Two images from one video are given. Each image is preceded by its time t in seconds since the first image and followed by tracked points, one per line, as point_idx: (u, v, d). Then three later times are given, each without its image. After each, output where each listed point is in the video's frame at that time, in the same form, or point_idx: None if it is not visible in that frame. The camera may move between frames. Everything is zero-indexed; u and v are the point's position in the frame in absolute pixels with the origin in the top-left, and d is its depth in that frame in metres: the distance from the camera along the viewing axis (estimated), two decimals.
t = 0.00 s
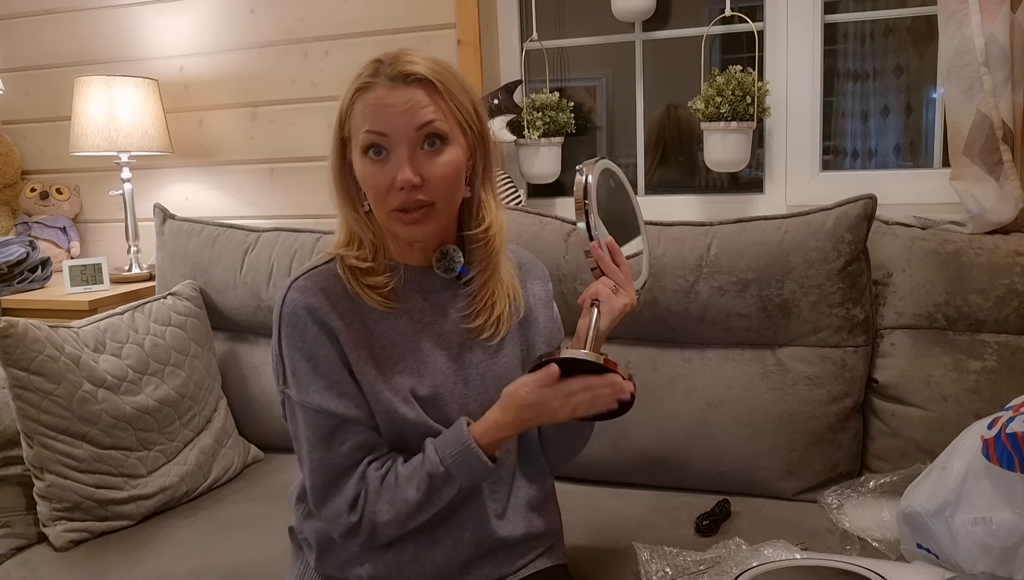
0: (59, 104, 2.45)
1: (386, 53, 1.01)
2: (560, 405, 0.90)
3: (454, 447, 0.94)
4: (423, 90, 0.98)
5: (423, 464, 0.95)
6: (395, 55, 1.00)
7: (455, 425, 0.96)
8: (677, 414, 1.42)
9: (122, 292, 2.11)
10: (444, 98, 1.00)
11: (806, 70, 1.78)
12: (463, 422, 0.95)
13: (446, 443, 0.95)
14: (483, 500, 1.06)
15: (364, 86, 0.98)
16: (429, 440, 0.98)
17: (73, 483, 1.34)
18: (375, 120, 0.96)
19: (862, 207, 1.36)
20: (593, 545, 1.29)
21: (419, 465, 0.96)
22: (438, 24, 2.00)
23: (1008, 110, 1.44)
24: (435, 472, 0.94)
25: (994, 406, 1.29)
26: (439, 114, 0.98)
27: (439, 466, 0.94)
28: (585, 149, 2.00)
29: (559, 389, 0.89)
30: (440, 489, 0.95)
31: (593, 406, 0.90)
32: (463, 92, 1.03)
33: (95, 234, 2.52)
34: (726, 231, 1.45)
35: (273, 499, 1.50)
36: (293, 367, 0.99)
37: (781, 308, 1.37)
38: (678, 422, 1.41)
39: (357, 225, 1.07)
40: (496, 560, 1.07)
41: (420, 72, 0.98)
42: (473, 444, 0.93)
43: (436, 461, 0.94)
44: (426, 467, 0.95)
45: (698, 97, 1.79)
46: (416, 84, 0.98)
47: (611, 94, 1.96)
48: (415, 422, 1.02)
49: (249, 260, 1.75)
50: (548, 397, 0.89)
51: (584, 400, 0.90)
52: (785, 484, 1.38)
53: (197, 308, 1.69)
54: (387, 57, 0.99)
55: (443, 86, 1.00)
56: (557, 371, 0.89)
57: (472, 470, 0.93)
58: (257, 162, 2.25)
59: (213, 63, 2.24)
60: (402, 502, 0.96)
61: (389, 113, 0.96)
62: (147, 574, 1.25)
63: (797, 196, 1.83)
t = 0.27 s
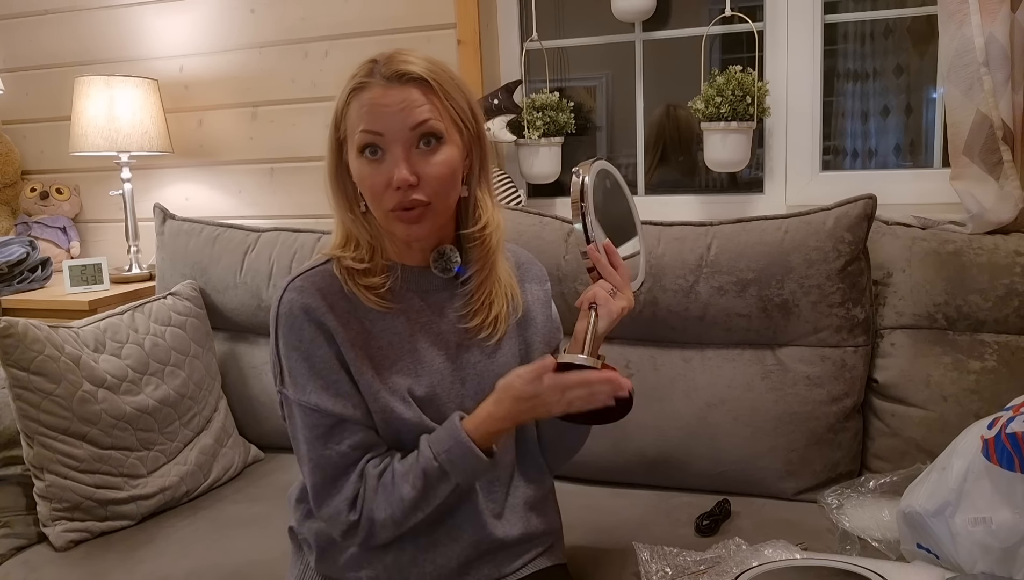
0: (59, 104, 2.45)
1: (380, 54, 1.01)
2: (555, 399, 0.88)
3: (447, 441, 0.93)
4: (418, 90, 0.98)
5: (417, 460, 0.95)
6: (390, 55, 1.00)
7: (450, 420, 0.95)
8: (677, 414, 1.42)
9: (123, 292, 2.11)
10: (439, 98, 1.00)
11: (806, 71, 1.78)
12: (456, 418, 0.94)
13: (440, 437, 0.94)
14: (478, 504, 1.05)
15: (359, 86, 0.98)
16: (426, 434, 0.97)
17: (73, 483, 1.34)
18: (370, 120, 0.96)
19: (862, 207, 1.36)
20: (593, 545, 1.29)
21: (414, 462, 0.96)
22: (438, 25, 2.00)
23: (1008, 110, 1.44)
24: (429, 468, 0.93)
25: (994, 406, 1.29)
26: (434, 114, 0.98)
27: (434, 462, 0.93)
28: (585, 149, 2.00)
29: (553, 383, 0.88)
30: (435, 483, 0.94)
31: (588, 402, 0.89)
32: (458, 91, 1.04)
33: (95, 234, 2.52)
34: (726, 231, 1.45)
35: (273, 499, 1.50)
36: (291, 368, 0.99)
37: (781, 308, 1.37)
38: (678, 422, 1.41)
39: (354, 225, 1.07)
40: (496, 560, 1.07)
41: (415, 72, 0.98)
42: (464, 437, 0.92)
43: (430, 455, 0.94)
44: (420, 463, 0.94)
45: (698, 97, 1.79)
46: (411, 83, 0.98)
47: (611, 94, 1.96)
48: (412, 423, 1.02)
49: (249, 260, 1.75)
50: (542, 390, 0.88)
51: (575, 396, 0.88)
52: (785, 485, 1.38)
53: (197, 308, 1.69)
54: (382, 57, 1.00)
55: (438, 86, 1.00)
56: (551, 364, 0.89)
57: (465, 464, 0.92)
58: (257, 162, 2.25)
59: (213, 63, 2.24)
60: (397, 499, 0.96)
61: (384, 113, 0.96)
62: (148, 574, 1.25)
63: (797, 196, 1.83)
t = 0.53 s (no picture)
0: (59, 104, 2.45)
1: (380, 54, 1.01)
2: (564, 443, 0.87)
3: (450, 465, 0.93)
4: (416, 92, 0.97)
5: (418, 478, 0.95)
6: (390, 56, 1.00)
7: (454, 441, 0.95)
8: (677, 414, 1.42)
9: (123, 292, 2.11)
10: (438, 99, 1.00)
11: (806, 71, 1.78)
12: (462, 443, 0.94)
13: (442, 459, 0.94)
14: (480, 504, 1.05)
15: (358, 87, 0.98)
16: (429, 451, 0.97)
17: (73, 483, 1.34)
18: (368, 122, 0.96)
19: (862, 207, 1.36)
20: (593, 545, 1.29)
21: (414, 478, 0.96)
22: (438, 25, 2.00)
23: (1008, 110, 1.44)
24: (430, 488, 0.94)
25: (994, 406, 1.29)
26: (432, 116, 0.98)
27: (436, 484, 0.94)
28: (585, 149, 2.00)
29: (563, 426, 0.87)
30: (435, 503, 0.95)
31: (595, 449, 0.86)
32: (457, 92, 1.03)
33: (95, 234, 2.52)
34: (726, 231, 1.45)
35: (273, 499, 1.50)
36: (288, 371, 0.99)
37: (781, 308, 1.37)
38: (678, 421, 1.41)
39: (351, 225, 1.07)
40: (495, 560, 1.07)
41: (413, 73, 0.98)
42: (470, 466, 0.92)
43: (431, 477, 0.94)
44: (421, 482, 0.94)
45: (698, 97, 1.79)
46: (410, 85, 0.98)
47: (611, 94, 1.96)
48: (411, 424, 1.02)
49: (248, 260, 1.75)
50: (550, 432, 0.87)
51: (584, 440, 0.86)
52: (785, 485, 1.38)
53: (197, 308, 1.69)
54: (381, 58, 1.00)
55: (437, 87, 1.00)
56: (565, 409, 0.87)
57: (467, 488, 0.93)
58: (257, 162, 2.25)
59: (213, 63, 2.24)
60: (393, 513, 0.96)
61: (382, 114, 0.96)
62: (147, 574, 1.25)
63: (797, 196, 1.83)
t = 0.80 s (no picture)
0: (59, 104, 2.45)
1: (382, 58, 1.01)
2: (563, 429, 0.90)
3: (451, 457, 0.95)
4: (415, 98, 0.97)
5: (418, 473, 0.96)
6: (391, 61, 1.00)
7: (454, 433, 0.97)
8: (677, 414, 1.42)
9: (123, 292, 2.11)
10: (437, 107, 1.00)
11: (806, 71, 1.78)
12: (461, 432, 0.96)
13: (443, 452, 0.95)
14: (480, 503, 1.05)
15: (359, 91, 0.98)
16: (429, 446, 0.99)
17: (73, 483, 1.34)
18: (366, 127, 0.97)
19: (862, 207, 1.36)
20: (593, 545, 1.29)
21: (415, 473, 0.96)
22: (438, 24, 2.00)
23: (1008, 110, 1.44)
24: (432, 481, 0.95)
25: (994, 406, 1.29)
26: (430, 123, 0.98)
27: (437, 476, 0.95)
28: (585, 149, 2.00)
29: (560, 415, 0.90)
30: (436, 496, 0.96)
31: (595, 434, 0.89)
32: (458, 99, 1.03)
33: (95, 234, 2.52)
34: (726, 231, 1.45)
35: (273, 499, 1.50)
36: (288, 372, 0.99)
37: (781, 308, 1.37)
38: (678, 421, 1.42)
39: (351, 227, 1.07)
40: (495, 561, 1.07)
41: (413, 80, 0.98)
42: (469, 454, 0.94)
43: (433, 469, 0.95)
44: (422, 476, 0.95)
45: (698, 97, 1.78)
46: (409, 92, 0.98)
47: (611, 94, 1.96)
48: (411, 426, 1.02)
49: (248, 260, 1.75)
50: (550, 419, 0.90)
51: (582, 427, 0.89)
52: (785, 485, 1.38)
53: (197, 308, 1.69)
54: (382, 63, 0.99)
55: (437, 95, 1.00)
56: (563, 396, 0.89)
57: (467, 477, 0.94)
58: (257, 162, 2.25)
59: (213, 63, 2.24)
60: (395, 509, 0.96)
61: (379, 120, 0.96)
62: (148, 574, 1.25)
63: (797, 196, 1.83)
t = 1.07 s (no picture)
0: (59, 104, 2.45)
1: (378, 52, 1.01)
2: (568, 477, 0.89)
3: (450, 483, 0.94)
4: (419, 86, 0.98)
5: (416, 493, 0.95)
6: (390, 53, 1.00)
7: (455, 457, 0.96)
8: (677, 414, 1.42)
9: (123, 292, 2.11)
10: (439, 94, 1.01)
11: (806, 71, 1.78)
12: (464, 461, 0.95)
13: (442, 477, 0.95)
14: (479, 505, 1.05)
15: (359, 83, 0.98)
16: (429, 465, 0.98)
17: (73, 483, 1.34)
18: (371, 117, 0.96)
19: (862, 207, 1.36)
20: (593, 545, 1.29)
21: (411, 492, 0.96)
22: (438, 25, 2.00)
23: (1008, 110, 1.44)
24: (428, 505, 0.94)
25: (994, 406, 1.29)
26: (435, 110, 0.99)
27: (434, 500, 0.94)
28: (585, 149, 2.00)
29: (567, 465, 0.89)
30: (432, 519, 0.96)
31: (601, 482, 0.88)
32: (456, 89, 1.04)
33: (95, 234, 2.52)
34: (726, 231, 1.45)
35: (273, 499, 1.50)
36: (284, 375, 0.99)
37: (781, 308, 1.37)
38: (677, 421, 1.42)
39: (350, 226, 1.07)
40: (495, 561, 1.07)
41: (415, 68, 0.99)
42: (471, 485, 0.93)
43: (431, 492, 0.95)
44: (420, 497, 0.95)
45: (698, 97, 1.78)
46: (412, 80, 0.98)
47: (611, 94, 1.96)
48: (408, 426, 1.02)
49: (248, 260, 1.75)
50: (556, 468, 0.89)
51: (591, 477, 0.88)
52: (784, 484, 1.38)
53: (197, 308, 1.69)
54: (381, 55, 1.00)
55: (437, 82, 1.01)
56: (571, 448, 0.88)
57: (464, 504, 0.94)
58: (257, 162, 2.25)
59: (213, 63, 2.24)
60: (390, 526, 0.97)
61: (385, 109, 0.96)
62: (148, 574, 1.25)
63: (797, 196, 1.83)
